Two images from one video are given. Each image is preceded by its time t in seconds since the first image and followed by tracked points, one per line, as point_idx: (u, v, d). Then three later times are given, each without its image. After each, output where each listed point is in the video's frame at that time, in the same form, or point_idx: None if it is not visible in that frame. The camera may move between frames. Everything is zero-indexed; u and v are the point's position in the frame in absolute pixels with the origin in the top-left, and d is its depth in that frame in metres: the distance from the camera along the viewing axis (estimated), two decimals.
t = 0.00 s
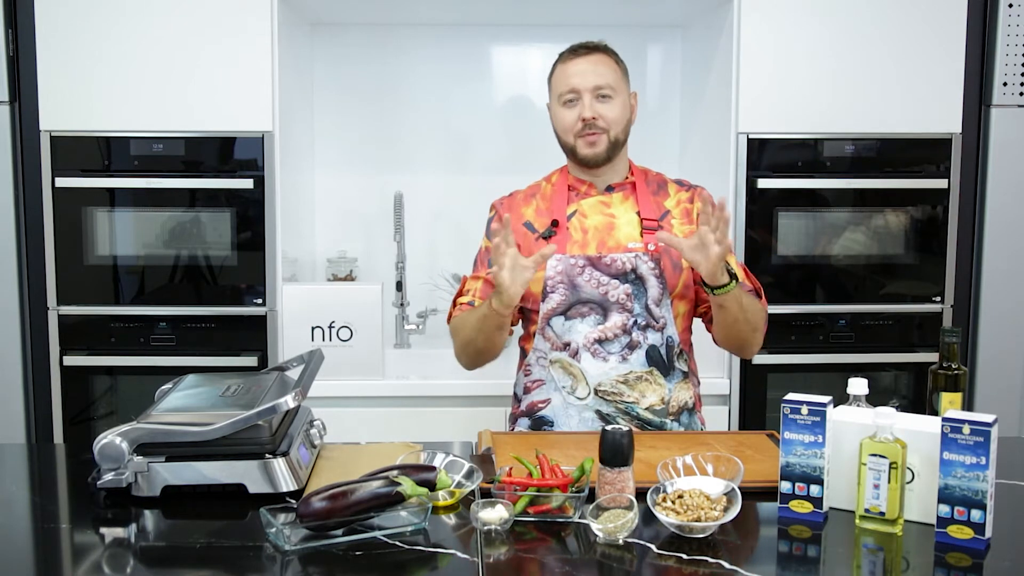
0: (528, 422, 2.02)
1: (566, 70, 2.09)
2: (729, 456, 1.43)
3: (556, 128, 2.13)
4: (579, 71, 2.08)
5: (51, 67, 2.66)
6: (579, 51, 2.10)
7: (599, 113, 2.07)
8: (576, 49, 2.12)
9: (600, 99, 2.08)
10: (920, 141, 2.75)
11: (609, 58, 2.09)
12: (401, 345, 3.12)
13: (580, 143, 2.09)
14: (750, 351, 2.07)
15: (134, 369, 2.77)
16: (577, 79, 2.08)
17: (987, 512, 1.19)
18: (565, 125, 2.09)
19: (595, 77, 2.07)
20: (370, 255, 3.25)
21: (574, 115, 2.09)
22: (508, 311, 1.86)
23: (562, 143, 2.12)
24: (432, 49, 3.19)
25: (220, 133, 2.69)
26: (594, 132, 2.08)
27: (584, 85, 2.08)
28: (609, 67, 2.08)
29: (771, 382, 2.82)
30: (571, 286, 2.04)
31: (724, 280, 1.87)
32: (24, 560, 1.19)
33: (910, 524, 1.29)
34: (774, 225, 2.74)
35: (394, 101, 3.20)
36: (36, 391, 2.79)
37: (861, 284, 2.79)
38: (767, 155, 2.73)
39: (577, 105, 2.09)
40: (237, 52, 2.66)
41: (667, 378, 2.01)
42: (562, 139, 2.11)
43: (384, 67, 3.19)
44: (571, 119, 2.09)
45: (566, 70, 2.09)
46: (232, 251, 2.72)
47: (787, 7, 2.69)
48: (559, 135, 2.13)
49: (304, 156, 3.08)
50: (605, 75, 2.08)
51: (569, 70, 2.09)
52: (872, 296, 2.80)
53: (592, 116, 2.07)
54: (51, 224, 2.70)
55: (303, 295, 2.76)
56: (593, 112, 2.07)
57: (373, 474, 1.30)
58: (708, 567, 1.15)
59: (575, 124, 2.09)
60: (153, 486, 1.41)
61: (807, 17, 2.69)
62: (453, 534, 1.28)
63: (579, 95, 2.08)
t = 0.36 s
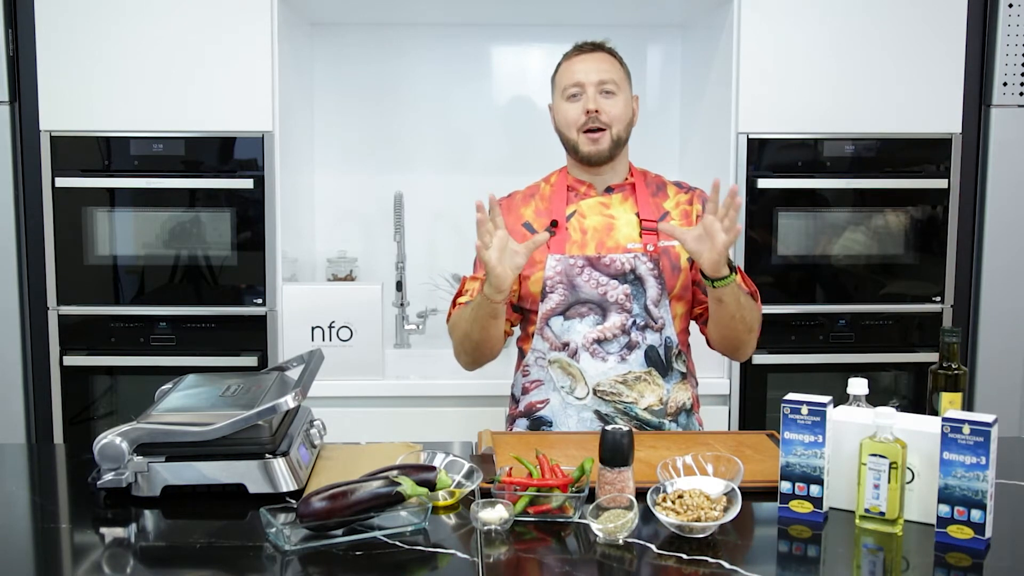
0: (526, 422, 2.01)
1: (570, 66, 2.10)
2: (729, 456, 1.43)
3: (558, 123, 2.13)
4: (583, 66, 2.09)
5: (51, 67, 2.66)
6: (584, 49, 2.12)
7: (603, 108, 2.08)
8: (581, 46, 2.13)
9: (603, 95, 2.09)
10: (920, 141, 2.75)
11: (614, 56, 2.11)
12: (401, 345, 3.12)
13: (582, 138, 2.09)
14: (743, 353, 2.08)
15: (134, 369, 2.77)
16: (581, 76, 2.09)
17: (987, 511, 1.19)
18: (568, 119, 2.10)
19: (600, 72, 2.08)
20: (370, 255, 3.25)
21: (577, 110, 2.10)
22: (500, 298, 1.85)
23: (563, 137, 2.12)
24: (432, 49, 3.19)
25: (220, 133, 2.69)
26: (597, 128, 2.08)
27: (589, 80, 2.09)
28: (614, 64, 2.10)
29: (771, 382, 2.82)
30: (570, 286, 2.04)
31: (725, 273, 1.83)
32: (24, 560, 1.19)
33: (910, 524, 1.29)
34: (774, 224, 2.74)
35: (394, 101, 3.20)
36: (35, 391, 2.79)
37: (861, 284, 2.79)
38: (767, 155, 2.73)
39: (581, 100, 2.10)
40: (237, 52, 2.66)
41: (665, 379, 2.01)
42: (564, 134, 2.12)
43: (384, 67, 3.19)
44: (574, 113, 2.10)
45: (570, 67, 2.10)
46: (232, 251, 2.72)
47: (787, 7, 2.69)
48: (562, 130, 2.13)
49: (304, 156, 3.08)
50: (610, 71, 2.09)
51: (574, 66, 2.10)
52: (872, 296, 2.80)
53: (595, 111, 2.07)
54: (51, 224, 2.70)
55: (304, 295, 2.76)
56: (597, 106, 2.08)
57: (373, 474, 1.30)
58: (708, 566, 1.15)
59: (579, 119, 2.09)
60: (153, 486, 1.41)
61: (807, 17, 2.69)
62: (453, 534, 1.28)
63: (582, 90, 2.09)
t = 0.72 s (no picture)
0: (526, 423, 2.01)
1: (570, 68, 2.10)
2: (729, 456, 1.43)
3: (557, 124, 2.12)
4: (583, 67, 2.09)
5: (51, 67, 2.66)
6: (584, 51, 2.12)
7: (603, 108, 2.08)
8: (581, 48, 2.13)
9: (603, 96, 2.09)
10: (920, 141, 2.75)
11: (613, 58, 2.11)
12: (401, 345, 3.12)
13: (581, 138, 2.08)
14: (746, 354, 2.07)
15: (134, 369, 2.77)
16: (581, 77, 2.09)
17: (987, 512, 1.19)
18: (568, 120, 2.09)
19: (599, 73, 2.08)
20: (370, 255, 3.25)
21: (577, 111, 2.09)
22: (496, 291, 1.84)
23: (563, 138, 2.12)
24: (432, 49, 3.19)
25: (220, 133, 2.69)
26: (596, 128, 2.08)
27: (588, 81, 2.08)
28: (614, 66, 2.10)
29: (771, 382, 2.82)
30: (570, 288, 2.04)
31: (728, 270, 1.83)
32: (24, 560, 1.19)
33: (910, 524, 1.29)
34: (774, 224, 2.74)
35: (395, 101, 3.20)
36: (35, 391, 2.79)
37: (861, 284, 2.79)
38: (767, 155, 2.73)
39: (580, 101, 2.09)
40: (237, 52, 2.66)
41: (664, 381, 2.01)
42: (563, 134, 2.11)
43: (384, 67, 3.19)
44: (574, 114, 2.09)
45: (570, 68, 2.10)
46: (232, 251, 2.72)
47: (788, 7, 2.69)
48: (561, 131, 2.12)
49: (304, 156, 3.08)
50: (610, 72, 2.08)
51: (574, 67, 2.10)
52: (872, 296, 2.80)
53: (595, 111, 2.07)
54: (51, 224, 2.70)
55: (303, 295, 2.76)
56: (597, 107, 2.07)
57: (373, 474, 1.30)
58: (708, 567, 1.15)
59: (578, 119, 2.09)
60: (153, 485, 1.41)
61: (806, 17, 2.69)
62: (453, 534, 1.28)
63: (582, 91, 2.09)
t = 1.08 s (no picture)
0: (527, 423, 2.01)
1: (571, 67, 2.11)
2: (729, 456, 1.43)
3: (559, 123, 2.13)
4: (584, 66, 2.10)
5: (51, 67, 2.66)
6: (586, 50, 2.13)
7: (603, 107, 2.08)
8: (583, 48, 2.14)
9: (604, 95, 2.09)
10: (920, 141, 2.75)
11: (615, 57, 2.12)
12: (401, 345, 3.12)
13: (582, 136, 2.09)
14: (745, 356, 2.07)
15: (134, 369, 2.77)
16: (582, 76, 2.09)
17: (987, 512, 1.19)
18: (569, 118, 2.10)
19: (600, 72, 2.09)
20: (370, 255, 3.25)
21: (578, 109, 2.10)
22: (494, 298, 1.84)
23: (564, 137, 2.13)
24: (432, 49, 3.19)
25: (220, 133, 2.69)
26: (597, 126, 2.08)
27: (589, 79, 2.09)
28: (615, 65, 2.10)
29: (771, 382, 2.82)
30: (571, 287, 2.04)
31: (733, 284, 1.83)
32: (24, 560, 1.19)
33: (910, 524, 1.29)
34: (774, 224, 2.74)
35: (395, 101, 3.20)
36: (35, 391, 2.79)
37: (861, 284, 2.79)
38: (767, 155, 2.73)
39: (581, 100, 2.10)
40: (237, 52, 2.66)
41: (665, 381, 2.01)
42: (564, 133, 2.12)
43: (384, 67, 3.19)
44: (575, 112, 2.10)
45: (571, 67, 2.11)
46: (232, 251, 2.72)
47: (788, 7, 2.69)
48: (563, 130, 2.13)
49: (304, 156, 3.08)
50: (611, 71, 2.09)
51: (576, 66, 2.10)
52: (872, 296, 2.80)
53: (595, 109, 2.07)
54: (51, 224, 2.70)
55: (303, 295, 2.76)
56: (597, 105, 2.08)
57: (373, 474, 1.30)
58: (708, 566, 1.15)
59: (579, 118, 2.09)
60: (153, 486, 1.41)
61: (806, 17, 2.69)
62: (453, 534, 1.28)
63: (583, 89, 2.10)
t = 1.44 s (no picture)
0: (527, 422, 2.01)
1: (568, 72, 2.10)
2: (729, 455, 1.43)
3: (557, 129, 2.13)
4: (581, 72, 2.09)
5: (51, 67, 2.66)
6: (583, 54, 2.11)
7: (601, 114, 2.08)
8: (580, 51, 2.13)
9: (601, 101, 2.09)
10: (920, 141, 2.75)
11: (612, 60, 2.10)
12: (401, 345, 3.12)
13: (580, 145, 2.10)
14: (745, 356, 2.08)
15: (134, 369, 2.77)
16: (579, 82, 2.09)
17: (987, 512, 1.19)
18: (567, 126, 2.10)
19: (597, 78, 2.08)
20: (370, 255, 3.25)
21: (575, 117, 2.10)
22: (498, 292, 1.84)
23: (563, 144, 2.13)
24: (432, 48, 3.19)
25: (220, 133, 2.69)
26: (595, 135, 2.09)
27: (586, 86, 2.09)
28: (612, 70, 2.09)
29: (771, 381, 2.82)
30: (571, 287, 2.04)
31: (731, 280, 1.84)
32: (24, 560, 1.19)
33: (910, 524, 1.29)
34: (774, 224, 2.74)
35: (394, 101, 3.20)
36: (35, 391, 2.79)
37: (861, 284, 2.79)
38: (767, 155, 2.73)
39: (578, 107, 2.10)
40: (237, 51, 2.66)
41: (665, 380, 2.01)
42: (563, 140, 2.12)
43: (384, 67, 3.19)
44: (572, 120, 2.10)
45: (568, 73, 2.10)
46: (232, 251, 2.72)
47: (788, 7, 2.69)
48: (561, 137, 2.13)
49: (304, 156, 3.08)
50: (608, 77, 2.08)
51: (572, 71, 2.09)
52: (872, 296, 2.80)
53: (593, 118, 2.07)
54: (51, 224, 2.70)
55: (303, 295, 2.76)
56: (594, 113, 2.08)
57: (373, 474, 1.30)
58: (708, 566, 1.15)
59: (577, 126, 2.09)
60: (153, 486, 1.41)
61: (806, 17, 2.69)
62: (453, 534, 1.28)
63: (580, 97, 2.09)
